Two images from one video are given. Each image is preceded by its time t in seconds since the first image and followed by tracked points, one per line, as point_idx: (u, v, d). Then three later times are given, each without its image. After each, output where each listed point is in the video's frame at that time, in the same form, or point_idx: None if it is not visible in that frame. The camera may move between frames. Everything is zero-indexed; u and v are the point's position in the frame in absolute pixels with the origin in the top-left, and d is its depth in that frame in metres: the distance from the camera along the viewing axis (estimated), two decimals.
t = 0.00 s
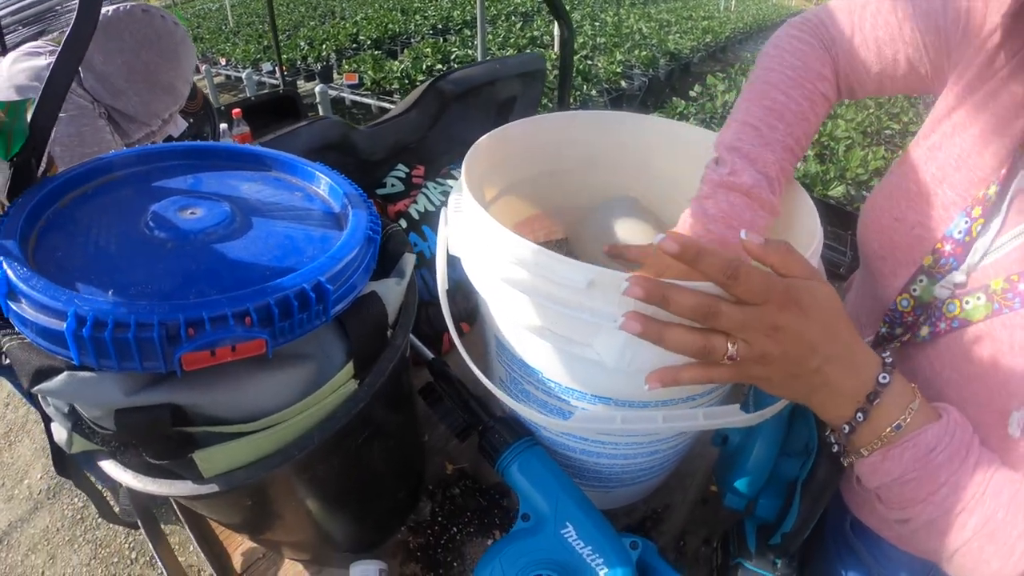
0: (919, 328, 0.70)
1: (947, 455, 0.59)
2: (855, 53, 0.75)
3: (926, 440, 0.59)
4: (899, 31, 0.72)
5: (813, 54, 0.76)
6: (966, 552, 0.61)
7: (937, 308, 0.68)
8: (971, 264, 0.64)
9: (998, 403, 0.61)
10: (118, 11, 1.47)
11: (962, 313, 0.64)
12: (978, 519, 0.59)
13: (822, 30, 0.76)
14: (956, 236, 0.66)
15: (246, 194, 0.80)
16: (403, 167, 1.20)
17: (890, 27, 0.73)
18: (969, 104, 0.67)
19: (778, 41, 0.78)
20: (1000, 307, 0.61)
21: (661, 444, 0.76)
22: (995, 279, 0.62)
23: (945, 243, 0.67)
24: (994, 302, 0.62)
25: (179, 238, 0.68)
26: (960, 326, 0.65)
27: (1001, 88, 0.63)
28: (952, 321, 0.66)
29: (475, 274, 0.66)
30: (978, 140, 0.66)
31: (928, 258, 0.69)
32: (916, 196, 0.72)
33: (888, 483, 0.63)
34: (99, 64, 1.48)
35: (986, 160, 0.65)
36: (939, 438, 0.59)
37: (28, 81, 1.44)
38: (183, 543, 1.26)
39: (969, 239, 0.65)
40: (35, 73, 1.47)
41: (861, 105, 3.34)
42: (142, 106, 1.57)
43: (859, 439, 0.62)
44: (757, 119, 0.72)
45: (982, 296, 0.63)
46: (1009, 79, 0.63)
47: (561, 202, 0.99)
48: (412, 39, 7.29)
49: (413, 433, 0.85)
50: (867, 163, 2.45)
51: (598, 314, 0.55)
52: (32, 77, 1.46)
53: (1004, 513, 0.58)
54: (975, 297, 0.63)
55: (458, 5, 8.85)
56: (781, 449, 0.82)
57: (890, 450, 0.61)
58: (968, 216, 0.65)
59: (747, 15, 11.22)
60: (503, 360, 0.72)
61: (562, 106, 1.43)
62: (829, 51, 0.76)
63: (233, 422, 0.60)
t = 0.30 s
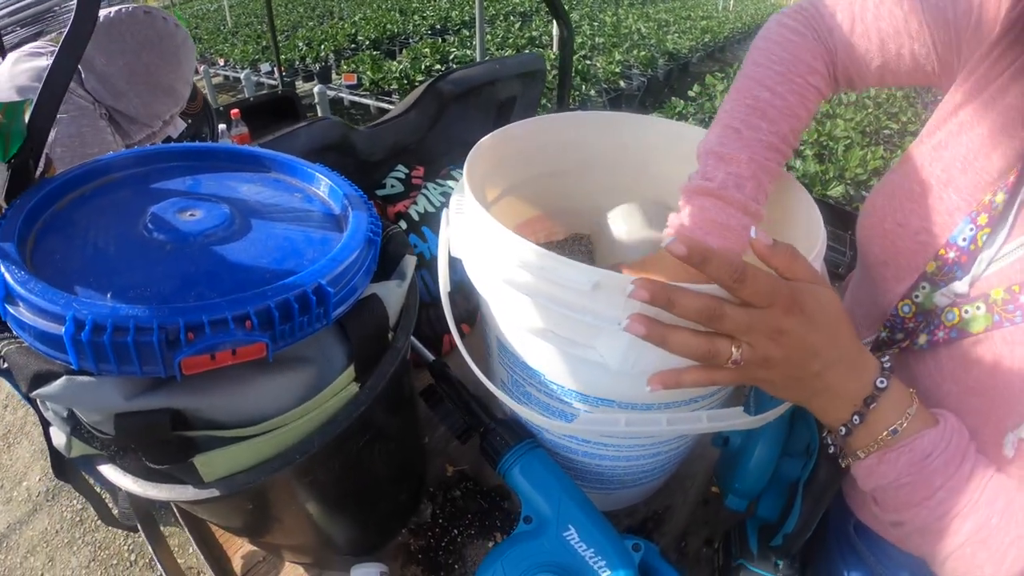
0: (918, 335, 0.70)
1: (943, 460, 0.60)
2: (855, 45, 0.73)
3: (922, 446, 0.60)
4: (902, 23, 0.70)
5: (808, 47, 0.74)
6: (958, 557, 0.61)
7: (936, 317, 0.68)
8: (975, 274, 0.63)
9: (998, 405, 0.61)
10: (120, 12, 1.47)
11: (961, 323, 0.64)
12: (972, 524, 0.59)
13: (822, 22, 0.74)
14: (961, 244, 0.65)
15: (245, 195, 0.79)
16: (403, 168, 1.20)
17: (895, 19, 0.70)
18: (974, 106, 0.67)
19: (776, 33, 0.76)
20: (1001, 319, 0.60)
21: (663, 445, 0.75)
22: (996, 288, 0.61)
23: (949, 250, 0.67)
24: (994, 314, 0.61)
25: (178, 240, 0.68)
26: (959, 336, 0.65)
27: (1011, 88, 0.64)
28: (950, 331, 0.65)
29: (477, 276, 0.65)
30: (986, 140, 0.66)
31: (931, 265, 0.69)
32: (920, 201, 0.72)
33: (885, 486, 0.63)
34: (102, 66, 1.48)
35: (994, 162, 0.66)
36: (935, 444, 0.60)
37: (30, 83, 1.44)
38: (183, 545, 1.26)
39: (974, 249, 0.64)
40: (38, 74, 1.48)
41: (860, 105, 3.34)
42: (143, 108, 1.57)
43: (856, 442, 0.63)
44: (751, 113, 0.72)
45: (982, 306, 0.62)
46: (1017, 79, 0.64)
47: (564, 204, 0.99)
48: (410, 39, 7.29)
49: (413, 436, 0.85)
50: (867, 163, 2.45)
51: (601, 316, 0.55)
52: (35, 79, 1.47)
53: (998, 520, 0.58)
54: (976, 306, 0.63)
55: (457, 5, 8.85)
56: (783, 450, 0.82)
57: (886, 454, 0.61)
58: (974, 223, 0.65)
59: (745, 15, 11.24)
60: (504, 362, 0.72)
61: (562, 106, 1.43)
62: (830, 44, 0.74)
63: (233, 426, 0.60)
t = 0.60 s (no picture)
0: (908, 352, 0.69)
1: (932, 482, 0.60)
2: (844, 67, 0.75)
3: (912, 468, 0.60)
4: (890, 47, 0.72)
5: (796, 70, 0.77)
6: None
7: (926, 334, 0.68)
8: (965, 289, 0.64)
9: (988, 424, 0.61)
10: (110, 31, 1.47)
11: (950, 340, 0.65)
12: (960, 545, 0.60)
13: (811, 47, 0.77)
14: (950, 261, 0.65)
15: (238, 219, 0.79)
16: (395, 185, 1.20)
17: (884, 42, 0.72)
18: (963, 121, 0.67)
19: (768, 60, 0.79)
20: (990, 337, 0.61)
21: (659, 464, 0.76)
22: (986, 306, 0.62)
23: (938, 267, 0.66)
24: (983, 332, 0.61)
25: (170, 268, 0.68)
26: (949, 354, 0.65)
27: (999, 102, 0.63)
28: (940, 349, 0.66)
29: (471, 301, 0.65)
30: (976, 155, 0.65)
31: (920, 280, 0.68)
32: (911, 217, 0.72)
33: (878, 506, 0.63)
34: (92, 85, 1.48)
35: (984, 177, 0.65)
36: (925, 466, 0.60)
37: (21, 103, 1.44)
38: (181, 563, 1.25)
39: (962, 266, 0.64)
40: (31, 91, 1.47)
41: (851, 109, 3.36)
42: (135, 125, 1.57)
43: (847, 463, 0.63)
44: (733, 132, 0.76)
45: (971, 324, 0.62)
46: (1004, 93, 0.63)
47: (557, 221, 0.99)
48: (403, 47, 7.30)
49: (410, 457, 0.85)
50: (859, 168, 2.46)
51: (595, 344, 0.55)
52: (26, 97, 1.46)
53: (986, 540, 0.59)
54: (965, 324, 0.63)
55: (449, 13, 8.88)
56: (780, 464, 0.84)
57: (877, 475, 0.62)
58: (963, 240, 0.64)
59: (737, 18, 11.29)
60: (499, 385, 0.72)
61: (554, 119, 1.43)
62: (816, 67, 0.77)
63: (230, 457, 0.60)
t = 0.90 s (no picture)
0: (901, 356, 0.70)
1: (925, 493, 0.61)
2: (836, 95, 0.78)
3: (906, 480, 0.61)
4: (879, 76, 0.74)
5: (786, 100, 0.80)
6: None
7: (917, 338, 0.68)
8: (956, 292, 0.64)
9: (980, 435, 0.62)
10: (99, 45, 1.46)
11: (942, 344, 0.64)
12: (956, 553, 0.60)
13: (804, 79, 0.80)
14: (941, 266, 0.66)
15: (228, 238, 0.79)
16: (386, 200, 1.21)
17: (873, 70, 0.74)
18: (953, 129, 0.68)
19: (764, 91, 0.82)
20: (982, 340, 0.60)
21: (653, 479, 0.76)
22: (977, 310, 0.62)
23: (929, 272, 0.67)
24: (975, 335, 0.61)
25: (160, 289, 0.68)
26: (941, 358, 0.65)
27: (987, 109, 0.65)
28: (932, 353, 0.66)
29: (462, 320, 0.66)
30: (965, 164, 0.67)
31: (912, 286, 0.69)
32: (901, 224, 0.72)
33: (872, 517, 0.64)
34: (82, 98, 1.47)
35: (972, 185, 0.66)
36: (919, 477, 0.60)
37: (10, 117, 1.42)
38: None
39: (953, 270, 0.65)
40: (21, 104, 1.45)
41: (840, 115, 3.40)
42: (125, 139, 1.56)
43: (841, 476, 0.64)
44: (718, 156, 0.78)
45: (964, 328, 0.62)
46: (996, 97, 0.64)
47: (550, 235, 1.00)
48: (394, 55, 7.31)
49: (403, 473, 0.85)
50: (849, 173, 2.48)
51: (588, 365, 0.56)
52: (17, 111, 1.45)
53: (981, 547, 0.58)
54: (956, 328, 0.63)
55: (439, 22, 8.91)
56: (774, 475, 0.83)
57: (871, 487, 0.62)
58: (953, 246, 0.65)
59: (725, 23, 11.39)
60: (492, 402, 0.72)
61: (544, 130, 1.44)
62: (808, 97, 0.79)
63: (223, 480, 0.60)
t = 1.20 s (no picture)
0: (900, 357, 0.70)
1: (923, 497, 0.61)
2: (828, 87, 0.82)
3: (903, 484, 0.60)
4: (870, 66, 0.78)
5: (787, 83, 0.84)
6: None
7: (916, 339, 0.68)
8: (952, 294, 0.64)
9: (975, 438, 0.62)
10: (93, 50, 1.44)
11: (941, 344, 0.65)
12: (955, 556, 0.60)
13: (800, 69, 0.84)
14: (939, 267, 0.66)
15: (222, 245, 0.79)
16: (380, 207, 1.20)
17: (865, 62, 0.78)
18: (947, 133, 0.69)
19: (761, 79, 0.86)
20: (980, 339, 0.61)
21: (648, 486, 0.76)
22: (975, 309, 0.62)
23: (927, 274, 0.67)
24: (973, 334, 0.61)
25: (154, 296, 0.67)
26: (940, 358, 0.65)
27: (978, 114, 0.66)
28: (931, 353, 0.66)
29: (457, 328, 0.66)
30: (959, 166, 0.68)
31: (909, 288, 0.69)
32: (897, 227, 0.73)
33: (871, 522, 0.64)
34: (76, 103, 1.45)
35: (967, 187, 0.67)
36: (917, 480, 0.60)
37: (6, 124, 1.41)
38: None
39: (950, 271, 0.65)
40: (16, 108, 1.45)
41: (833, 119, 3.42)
42: (119, 144, 1.55)
43: (837, 482, 0.63)
44: (722, 130, 0.83)
45: (962, 328, 0.62)
46: (989, 99, 0.65)
47: (546, 240, 0.99)
48: (388, 60, 7.32)
49: (398, 480, 0.84)
50: (841, 177, 2.50)
51: (583, 372, 0.56)
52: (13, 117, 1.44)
53: (981, 550, 0.58)
54: (954, 328, 0.63)
55: (433, 27, 8.93)
56: (770, 479, 0.83)
57: (869, 492, 0.62)
58: (950, 246, 0.65)
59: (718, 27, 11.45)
60: (487, 409, 0.72)
61: (539, 135, 1.44)
62: (804, 86, 0.83)
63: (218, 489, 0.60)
